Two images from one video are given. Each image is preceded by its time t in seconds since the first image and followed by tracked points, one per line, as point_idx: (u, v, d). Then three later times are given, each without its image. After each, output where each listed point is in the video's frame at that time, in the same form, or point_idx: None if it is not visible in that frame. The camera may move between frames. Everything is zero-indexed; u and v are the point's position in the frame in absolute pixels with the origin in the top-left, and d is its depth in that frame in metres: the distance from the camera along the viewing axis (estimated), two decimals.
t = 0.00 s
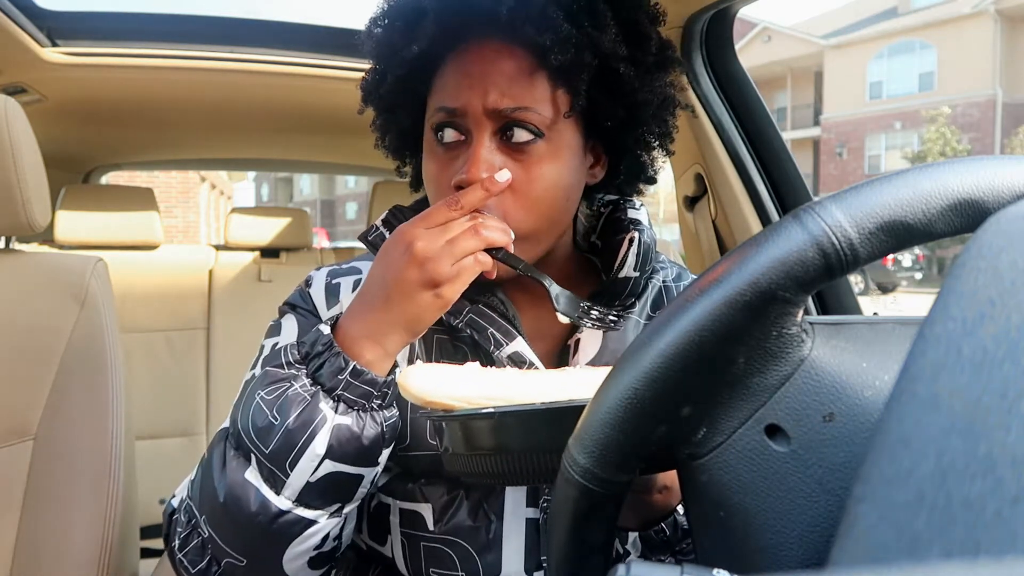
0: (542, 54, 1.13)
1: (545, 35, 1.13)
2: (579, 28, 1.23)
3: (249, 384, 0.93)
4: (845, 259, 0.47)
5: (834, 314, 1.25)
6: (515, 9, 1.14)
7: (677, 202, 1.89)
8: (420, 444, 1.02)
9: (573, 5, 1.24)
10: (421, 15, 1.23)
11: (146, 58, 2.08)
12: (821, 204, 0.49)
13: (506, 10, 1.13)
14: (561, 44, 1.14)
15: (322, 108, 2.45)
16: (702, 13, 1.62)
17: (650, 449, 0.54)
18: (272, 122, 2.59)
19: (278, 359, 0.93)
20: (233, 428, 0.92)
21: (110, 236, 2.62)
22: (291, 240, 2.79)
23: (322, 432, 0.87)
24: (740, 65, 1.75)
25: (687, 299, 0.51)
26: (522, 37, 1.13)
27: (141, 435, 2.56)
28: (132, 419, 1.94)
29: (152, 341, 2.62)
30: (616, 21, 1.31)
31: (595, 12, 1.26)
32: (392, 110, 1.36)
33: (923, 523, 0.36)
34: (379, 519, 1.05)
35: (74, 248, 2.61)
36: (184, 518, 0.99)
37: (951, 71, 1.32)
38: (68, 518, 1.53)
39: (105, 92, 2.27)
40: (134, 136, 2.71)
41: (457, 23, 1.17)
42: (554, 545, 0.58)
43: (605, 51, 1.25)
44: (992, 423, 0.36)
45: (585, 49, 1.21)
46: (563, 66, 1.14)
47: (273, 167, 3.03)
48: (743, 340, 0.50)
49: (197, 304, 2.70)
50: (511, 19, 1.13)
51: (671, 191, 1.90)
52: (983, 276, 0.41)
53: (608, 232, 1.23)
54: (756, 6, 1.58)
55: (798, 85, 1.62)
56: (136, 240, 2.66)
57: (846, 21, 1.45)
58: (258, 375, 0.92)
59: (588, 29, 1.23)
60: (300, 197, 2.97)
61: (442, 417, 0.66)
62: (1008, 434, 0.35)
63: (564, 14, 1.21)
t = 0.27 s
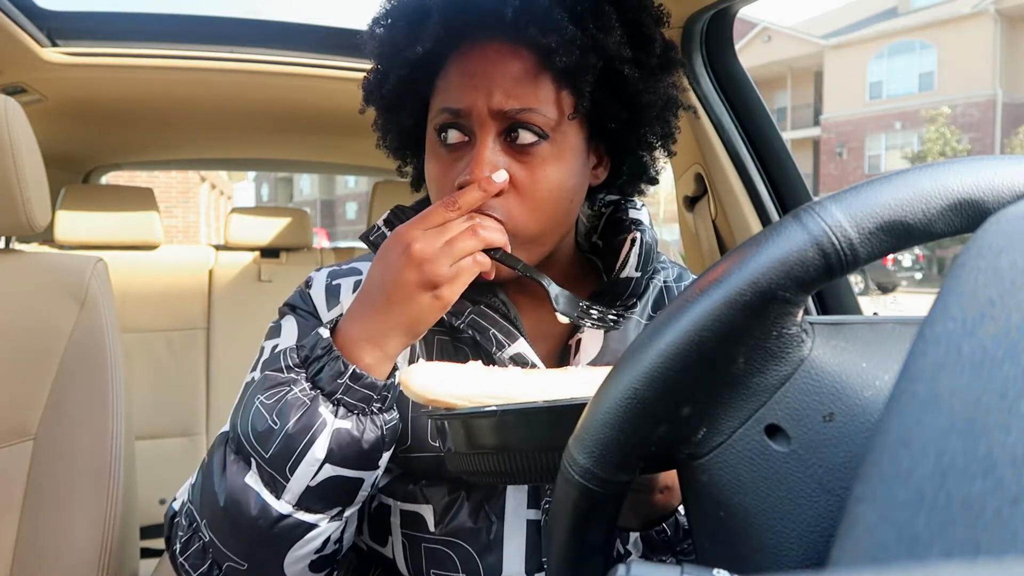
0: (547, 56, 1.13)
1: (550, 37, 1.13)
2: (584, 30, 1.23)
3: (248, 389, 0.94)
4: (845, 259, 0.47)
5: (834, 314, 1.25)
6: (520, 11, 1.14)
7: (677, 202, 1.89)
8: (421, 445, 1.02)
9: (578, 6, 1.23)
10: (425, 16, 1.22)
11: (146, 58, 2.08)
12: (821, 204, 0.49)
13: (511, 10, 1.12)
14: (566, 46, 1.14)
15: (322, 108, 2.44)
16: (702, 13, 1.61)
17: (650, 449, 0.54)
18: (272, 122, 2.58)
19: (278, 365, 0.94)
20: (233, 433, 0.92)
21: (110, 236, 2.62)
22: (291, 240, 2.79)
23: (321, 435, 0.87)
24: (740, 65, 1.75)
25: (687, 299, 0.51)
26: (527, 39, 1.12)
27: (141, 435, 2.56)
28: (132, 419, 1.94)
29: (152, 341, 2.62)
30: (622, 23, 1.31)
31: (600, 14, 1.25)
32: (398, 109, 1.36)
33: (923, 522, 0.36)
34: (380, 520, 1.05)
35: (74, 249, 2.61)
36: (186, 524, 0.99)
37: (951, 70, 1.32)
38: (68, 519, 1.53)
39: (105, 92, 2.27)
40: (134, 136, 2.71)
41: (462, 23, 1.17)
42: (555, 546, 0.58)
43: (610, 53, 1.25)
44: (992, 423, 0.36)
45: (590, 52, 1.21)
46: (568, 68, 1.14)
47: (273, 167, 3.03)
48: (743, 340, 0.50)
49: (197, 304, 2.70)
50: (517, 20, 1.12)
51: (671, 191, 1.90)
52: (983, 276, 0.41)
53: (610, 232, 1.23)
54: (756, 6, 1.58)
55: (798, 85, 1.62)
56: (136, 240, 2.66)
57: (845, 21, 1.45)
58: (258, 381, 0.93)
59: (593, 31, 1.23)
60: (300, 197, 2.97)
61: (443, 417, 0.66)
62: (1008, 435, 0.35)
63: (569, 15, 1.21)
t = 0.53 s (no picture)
0: (553, 56, 1.13)
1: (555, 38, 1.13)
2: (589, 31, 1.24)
3: (242, 393, 0.94)
4: (845, 259, 0.47)
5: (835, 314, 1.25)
6: (525, 11, 1.14)
7: (677, 202, 1.89)
8: (420, 445, 1.03)
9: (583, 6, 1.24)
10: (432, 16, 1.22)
11: (145, 58, 2.08)
12: (821, 204, 0.49)
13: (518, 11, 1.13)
14: (571, 47, 1.15)
15: (322, 108, 2.44)
16: (702, 13, 1.61)
17: (650, 449, 0.54)
18: (272, 122, 2.58)
19: (271, 368, 0.94)
20: (228, 437, 0.93)
21: (110, 236, 2.62)
22: (291, 240, 2.79)
23: (313, 440, 0.87)
24: (740, 65, 1.75)
25: (687, 299, 0.51)
26: (533, 39, 1.12)
27: (141, 435, 2.56)
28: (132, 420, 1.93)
29: (152, 341, 2.62)
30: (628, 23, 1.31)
31: (605, 15, 1.26)
32: (399, 111, 1.35)
33: (923, 522, 0.36)
34: (380, 520, 1.05)
35: (74, 249, 2.61)
36: (183, 526, 0.99)
37: (951, 70, 1.32)
38: (68, 519, 1.53)
39: (105, 92, 2.27)
40: (134, 136, 2.71)
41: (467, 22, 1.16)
42: (554, 546, 0.58)
43: (615, 54, 1.26)
44: (992, 423, 0.36)
45: (594, 52, 1.22)
46: (574, 67, 1.15)
47: (273, 167, 3.03)
48: (743, 340, 0.50)
49: (197, 304, 2.70)
50: (521, 19, 1.13)
51: (671, 191, 1.90)
52: (983, 276, 0.41)
53: (609, 232, 1.23)
54: (756, 6, 1.58)
55: (798, 85, 1.62)
56: (136, 240, 2.66)
57: (846, 21, 1.45)
58: (251, 384, 0.93)
59: (598, 31, 1.24)
60: (300, 197, 2.97)
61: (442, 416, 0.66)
62: (1008, 434, 0.35)
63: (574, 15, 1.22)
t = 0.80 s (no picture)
0: (575, 67, 1.14)
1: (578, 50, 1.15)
2: (609, 40, 1.26)
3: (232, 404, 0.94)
4: (845, 259, 0.47)
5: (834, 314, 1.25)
6: (550, 20, 1.16)
7: (677, 202, 1.89)
8: (417, 446, 1.02)
9: (604, 16, 1.27)
10: (453, 21, 1.20)
11: (145, 59, 2.07)
12: (821, 204, 0.49)
13: (542, 22, 1.14)
14: (593, 58, 1.18)
15: (322, 108, 2.44)
16: (702, 13, 1.61)
17: (650, 449, 0.54)
18: (272, 122, 2.58)
19: (257, 379, 0.93)
20: (219, 449, 0.93)
21: (110, 236, 2.62)
22: (291, 240, 2.79)
23: (299, 452, 0.87)
24: (740, 65, 1.75)
25: (687, 299, 0.51)
26: (555, 48, 1.13)
27: (141, 435, 2.56)
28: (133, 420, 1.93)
29: (152, 341, 2.62)
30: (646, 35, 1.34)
31: (625, 26, 1.29)
32: (400, 117, 1.33)
33: (923, 522, 0.36)
34: (380, 519, 1.05)
35: (74, 249, 2.61)
36: (184, 534, 1.00)
37: (950, 70, 1.32)
38: (68, 519, 1.53)
39: (104, 92, 2.27)
40: (133, 136, 2.71)
41: (489, 27, 1.15)
42: (554, 546, 0.58)
43: (636, 65, 1.28)
44: (991, 423, 0.36)
45: (615, 62, 1.24)
46: (595, 78, 1.17)
47: (273, 167, 3.03)
48: (743, 340, 0.50)
49: (197, 303, 2.70)
50: (538, 25, 1.14)
51: (671, 191, 1.90)
52: (983, 276, 0.41)
53: (608, 229, 1.23)
54: (756, 6, 1.58)
55: (798, 85, 1.62)
56: (136, 240, 2.66)
57: (845, 21, 1.45)
58: (239, 396, 0.93)
59: (620, 42, 1.26)
60: (300, 197, 2.97)
61: (441, 408, 0.67)
62: (1008, 434, 0.35)
63: (591, 22, 1.24)
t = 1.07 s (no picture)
0: (588, 72, 1.16)
1: (592, 55, 1.17)
2: (621, 45, 1.25)
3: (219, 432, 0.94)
4: (845, 259, 0.47)
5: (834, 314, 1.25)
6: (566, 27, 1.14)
7: (677, 202, 1.90)
8: (410, 452, 1.02)
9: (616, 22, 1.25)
10: (468, 26, 1.15)
11: (145, 59, 2.07)
12: (821, 204, 0.49)
13: (559, 26, 1.13)
14: (607, 64, 1.19)
15: (323, 108, 2.44)
16: (702, 13, 1.61)
17: (650, 449, 0.54)
18: (272, 122, 2.58)
19: (240, 408, 0.92)
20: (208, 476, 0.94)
21: (110, 237, 2.62)
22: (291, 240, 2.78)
23: (281, 482, 0.88)
24: (740, 65, 1.75)
25: (687, 299, 0.51)
26: (568, 52, 1.13)
27: (141, 435, 2.56)
28: (133, 420, 1.93)
29: (152, 341, 2.62)
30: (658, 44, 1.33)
31: (637, 32, 1.28)
32: (406, 119, 1.31)
33: (923, 522, 0.36)
34: (377, 524, 1.05)
35: (74, 249, 2.61)
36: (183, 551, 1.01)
37: (950, 70, 1.32)
38: (67, 519, 1.52)
39: (104, 93, 2.27)
40: (133, 136, 2.71)
41: (507, 30, 1.14)
42: (554, 547, 0.58)
43: (647, 72, 1.28)
44: (991, 422, 0.36)
45: (627, 69, 1.25)
46: (609, 83, 1.19)
47: (273, 167, 3.03)
48: (743, 340, 0.50)
49: (197, 303, 2.70)
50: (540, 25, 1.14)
51: (671, 191, 1.90)
52: (983, 276, 0.41)
53: (603, 226, 1.23)
54: (756, 6, 1.58)
55: (798, 85, 1.62)
56: (136, 241, 2.66)
57: (846, 21, 1.45)
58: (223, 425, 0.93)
59: (633, 49, 1.26)
60: (300, 197, 2.97)
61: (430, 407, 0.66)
62: (1008, 433, 0.35)
63: (603, 27, 1.23)
